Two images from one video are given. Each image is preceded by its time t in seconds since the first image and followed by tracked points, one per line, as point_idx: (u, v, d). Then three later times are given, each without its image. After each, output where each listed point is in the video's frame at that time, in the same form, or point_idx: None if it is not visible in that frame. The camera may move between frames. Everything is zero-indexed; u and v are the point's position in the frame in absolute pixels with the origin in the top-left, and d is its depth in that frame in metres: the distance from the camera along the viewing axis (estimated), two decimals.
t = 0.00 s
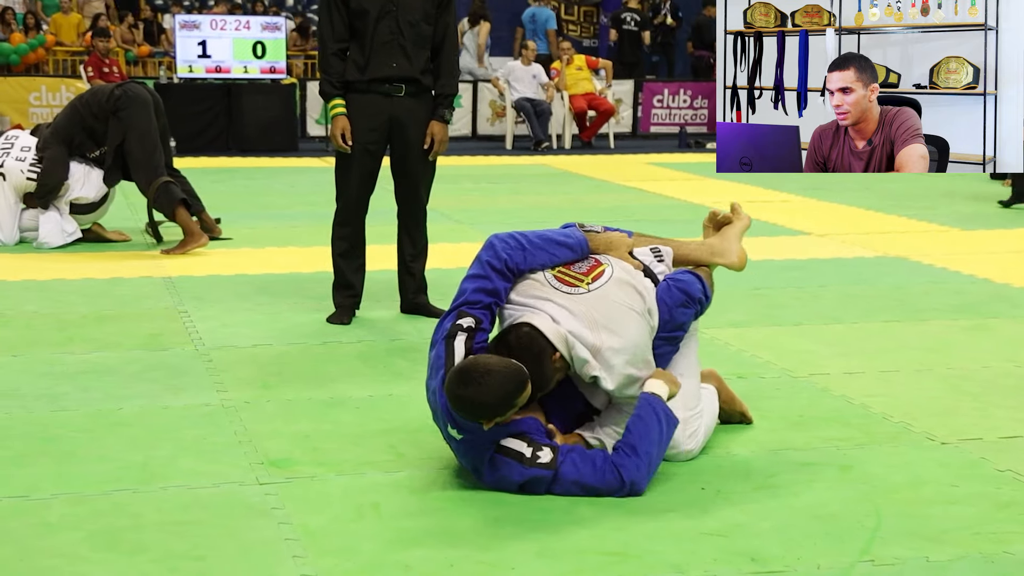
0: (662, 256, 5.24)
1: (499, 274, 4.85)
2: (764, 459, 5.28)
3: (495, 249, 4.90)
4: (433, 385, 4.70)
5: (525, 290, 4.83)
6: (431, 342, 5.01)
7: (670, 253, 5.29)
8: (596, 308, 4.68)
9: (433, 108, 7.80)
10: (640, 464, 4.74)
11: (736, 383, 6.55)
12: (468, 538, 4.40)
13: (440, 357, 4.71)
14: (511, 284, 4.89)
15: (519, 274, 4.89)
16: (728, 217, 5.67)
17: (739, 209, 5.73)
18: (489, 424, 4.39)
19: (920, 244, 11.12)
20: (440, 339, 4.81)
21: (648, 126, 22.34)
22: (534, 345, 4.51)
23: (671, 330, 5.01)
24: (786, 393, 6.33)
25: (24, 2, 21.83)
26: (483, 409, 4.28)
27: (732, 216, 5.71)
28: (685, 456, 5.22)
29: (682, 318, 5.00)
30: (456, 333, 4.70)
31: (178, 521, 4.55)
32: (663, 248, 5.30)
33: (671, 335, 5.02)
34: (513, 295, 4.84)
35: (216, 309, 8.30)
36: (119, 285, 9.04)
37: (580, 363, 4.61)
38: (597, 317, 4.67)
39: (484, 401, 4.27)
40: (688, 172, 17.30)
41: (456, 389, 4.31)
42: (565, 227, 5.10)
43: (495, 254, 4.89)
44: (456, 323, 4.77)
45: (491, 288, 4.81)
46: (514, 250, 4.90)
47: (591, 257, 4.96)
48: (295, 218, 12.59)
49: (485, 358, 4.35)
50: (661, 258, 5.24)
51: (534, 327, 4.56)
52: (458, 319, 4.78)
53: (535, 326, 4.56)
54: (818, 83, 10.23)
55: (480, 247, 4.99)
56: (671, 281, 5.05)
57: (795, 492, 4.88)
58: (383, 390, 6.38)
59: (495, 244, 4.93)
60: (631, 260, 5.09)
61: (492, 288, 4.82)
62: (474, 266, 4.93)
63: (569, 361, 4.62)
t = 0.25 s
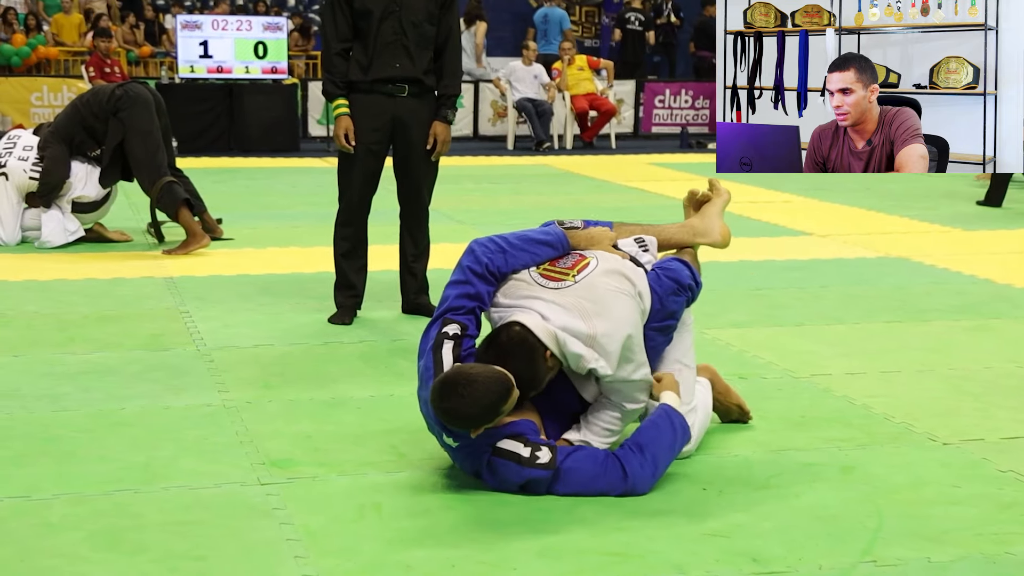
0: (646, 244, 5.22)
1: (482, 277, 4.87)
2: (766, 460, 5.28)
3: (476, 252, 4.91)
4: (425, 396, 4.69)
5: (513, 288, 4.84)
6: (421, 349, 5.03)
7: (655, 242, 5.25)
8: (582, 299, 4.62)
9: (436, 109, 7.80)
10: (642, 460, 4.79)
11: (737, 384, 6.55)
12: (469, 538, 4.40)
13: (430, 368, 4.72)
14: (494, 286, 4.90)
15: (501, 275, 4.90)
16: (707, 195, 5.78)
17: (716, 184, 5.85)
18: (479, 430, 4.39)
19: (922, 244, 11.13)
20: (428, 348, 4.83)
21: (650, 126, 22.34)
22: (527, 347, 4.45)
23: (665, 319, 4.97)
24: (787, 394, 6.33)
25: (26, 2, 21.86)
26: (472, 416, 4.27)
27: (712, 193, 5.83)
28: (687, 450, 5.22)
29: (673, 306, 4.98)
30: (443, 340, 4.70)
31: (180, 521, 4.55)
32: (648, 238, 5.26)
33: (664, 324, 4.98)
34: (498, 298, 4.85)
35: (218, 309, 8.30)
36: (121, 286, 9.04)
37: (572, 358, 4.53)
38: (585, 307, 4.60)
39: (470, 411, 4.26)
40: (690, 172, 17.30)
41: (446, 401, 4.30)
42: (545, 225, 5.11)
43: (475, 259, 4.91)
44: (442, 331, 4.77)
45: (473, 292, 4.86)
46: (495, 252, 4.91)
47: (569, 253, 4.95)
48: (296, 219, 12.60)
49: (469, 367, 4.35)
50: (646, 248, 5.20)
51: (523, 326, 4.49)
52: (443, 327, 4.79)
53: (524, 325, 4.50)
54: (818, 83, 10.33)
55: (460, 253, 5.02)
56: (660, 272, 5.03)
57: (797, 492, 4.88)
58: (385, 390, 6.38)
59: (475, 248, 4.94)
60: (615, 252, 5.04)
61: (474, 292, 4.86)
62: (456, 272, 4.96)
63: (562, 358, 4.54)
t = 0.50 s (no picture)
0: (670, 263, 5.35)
1: (511, 263, 4.94)
2: (767, 460, 5.28)
3: (506, 240, 4.98)
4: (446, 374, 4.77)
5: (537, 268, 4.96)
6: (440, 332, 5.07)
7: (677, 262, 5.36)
8: (603, 272, 4.79)
9: (438, 109, 7.80)
10: (650, 452, 4.87)
11: (738, 384, 6.55)
12: (471, 538, 4.41)
13: (454, 347, 4.77)
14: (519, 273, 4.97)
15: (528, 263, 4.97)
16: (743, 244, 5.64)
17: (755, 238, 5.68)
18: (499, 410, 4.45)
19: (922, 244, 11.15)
20: (453, 330, 4.87)
21: (651, 127, 22.33)
22: (561, 296, 4.49)
23: (677, 320, 5.12)
24: (788, 394, 6.33)
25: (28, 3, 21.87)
26: (493, 396, 4.35)
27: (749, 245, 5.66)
28: (691, 454, 5.22)
29: (687, 308, 5.12)
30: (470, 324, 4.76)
31: (181, 522, 4.55)
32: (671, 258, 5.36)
33: (675, 324, 5.12)
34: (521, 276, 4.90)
35: (219, 309, 8.31)
36: (122, 286, 9.05)
37: (589, 308, 4.65)
38: (607, 278, 4.77)
39: (494, 387, 4.34)
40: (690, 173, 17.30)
41: (471, 375, 4.37)
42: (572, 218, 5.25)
43: (506, 246, 4.95)
44: (468, 314, 4.83)
45: (498, 278, 4.92)
46: (526, 240, 5.00)
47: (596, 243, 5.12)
48: (298, 219, 12.60)
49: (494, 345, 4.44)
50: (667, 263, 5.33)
51: (553, 272, 4.56)
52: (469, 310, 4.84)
53: (556, 274, 4.56)
54: (819, 84, 10.22)
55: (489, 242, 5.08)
56: (676, 273, 5.20)
57: (798, 492, 4.88)
58: (386, 390, 6.39)
59: (505, 236, 5.01)
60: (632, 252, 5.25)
61: (501, 278, 4.92)
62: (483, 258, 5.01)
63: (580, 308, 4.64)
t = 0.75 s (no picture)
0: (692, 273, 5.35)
1: (553, 242, 5.02)
2: (766, 459, 5.28)
3: (549, 219, 5.09)
4: (484, 341, 4.74)
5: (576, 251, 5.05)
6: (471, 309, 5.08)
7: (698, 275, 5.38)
8: (645, 269, 4.85)
9: (438, 109, 7.80)
10: (657, 453, 4.82)
11: (737, 384, 6.55)
12: (470, 538, 4.41)
13: (492, 317, 4.80)
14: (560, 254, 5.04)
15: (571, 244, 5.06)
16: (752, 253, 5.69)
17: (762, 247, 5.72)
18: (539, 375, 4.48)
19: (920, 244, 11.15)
20: (492, 302, 4.89)
21: (650, 127, 22.35)
22: (614, 279, 4.50)
23: (693, 329, 5.14)
24: (787, 394, 6.34)
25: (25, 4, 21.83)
26: (544, 356, 4.37)
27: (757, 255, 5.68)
28: (691, 452, 5.23)
29: (706, 319, 5.14)
30: (511, 301, 4.79)
31: (179, 522, 4.55)
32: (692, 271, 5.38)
33: (693, 334, 5.15)
34: (563, 254, 4.98)
35: (218, 309, 8.31)
36: (120, 286, 9.04)
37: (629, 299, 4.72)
38: (649, 277, 4.84)
39: (546, 351, 4.36)
40: (687, 173, 17.29)
41: (525, 336, 4.38)
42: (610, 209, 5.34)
43: (550, 225, 5.05)
44: (510, 289, 4.86)
45: (541, 257, 4.97)
46: (568, 221, 5.10)
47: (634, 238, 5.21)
48: (296, 219, 12.60)
49: (548, 311, 4.44)
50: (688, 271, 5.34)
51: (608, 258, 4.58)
52: (511, 286, 4.87)
53: (610, 259, 4.58)
54: (818, 83, 9.85)
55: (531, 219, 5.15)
56: (699, 284, 5.22)
57: (797, 492, 4.89)
58: (385, 390, 6.39)
59: (548, 216, 5.11)
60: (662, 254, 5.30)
61: (544, 257, 4.97)
62: (525, 234, 5.07)
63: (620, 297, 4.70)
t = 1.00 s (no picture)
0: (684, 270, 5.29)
1: (551, 264, 4.86)
2: (761, 460, 5.28)
3: (550, 240, 4.91)
4: (469, 367, 4.68)
5: (575, 270, 4.91)
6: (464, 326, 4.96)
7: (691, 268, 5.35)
8: (649, 285, 4.84)
9: (433, 109, 7.79)
10: (637, 452, 4.81)
11: (732, 383, 6.56)
12: (465, 538, 4.40)
13: (482, 341, 4.69)
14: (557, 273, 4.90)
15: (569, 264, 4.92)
16: (743, 240, 5.74)
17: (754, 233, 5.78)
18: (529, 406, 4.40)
19: (915, 244, 11.15)
20: (483, 324, 4.77)
21: (645, 126, 22.38)
22: (618, 318, 4.45)
23: (693, 336, 5.18)
24: (782, 393, 6.34)
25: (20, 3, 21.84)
26: (534, 394, 4.28)
27: (746, 242, 5.73)
28: (685, 453, 5.23)
29: (706, 326, 5.20)
30: (503, 325, 4.68)
31: (173, 522, 4.54)
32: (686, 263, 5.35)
33: (694, 341, 5.19)
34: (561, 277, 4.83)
35: (212, 309, 8.31)
36: (115, 286, 9.03)
37: (634, 324, 4.73)
38: (653, 293, 4.83)
39: (535, 385, 4.26)
40: (683, 172, 17.32)
41: (512, 374, 4.28)
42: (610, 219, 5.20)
43: (549, 245, 4.89)
44: (502, 311, 4.74)
45: (538, 277, 4.82)
46: (568, 240, 4.93)
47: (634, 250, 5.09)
48: (291, 219, 12.60)
49: (537, 342, 4.33)
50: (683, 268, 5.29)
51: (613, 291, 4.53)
52: (503, 308, 4.74)
53: (614, 294, 4.50)
54: (818, 83, 10.84)
55: (530, 235, 4.99)
56: (699, 289, 5.28)
57: (792, 492, 4.89)
58: (380, 390, 6.39)
59: (549, 233, 4.94)
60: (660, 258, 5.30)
61: (540, 278, 4.82)
62: (522, 253, 4.92)
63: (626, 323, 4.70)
